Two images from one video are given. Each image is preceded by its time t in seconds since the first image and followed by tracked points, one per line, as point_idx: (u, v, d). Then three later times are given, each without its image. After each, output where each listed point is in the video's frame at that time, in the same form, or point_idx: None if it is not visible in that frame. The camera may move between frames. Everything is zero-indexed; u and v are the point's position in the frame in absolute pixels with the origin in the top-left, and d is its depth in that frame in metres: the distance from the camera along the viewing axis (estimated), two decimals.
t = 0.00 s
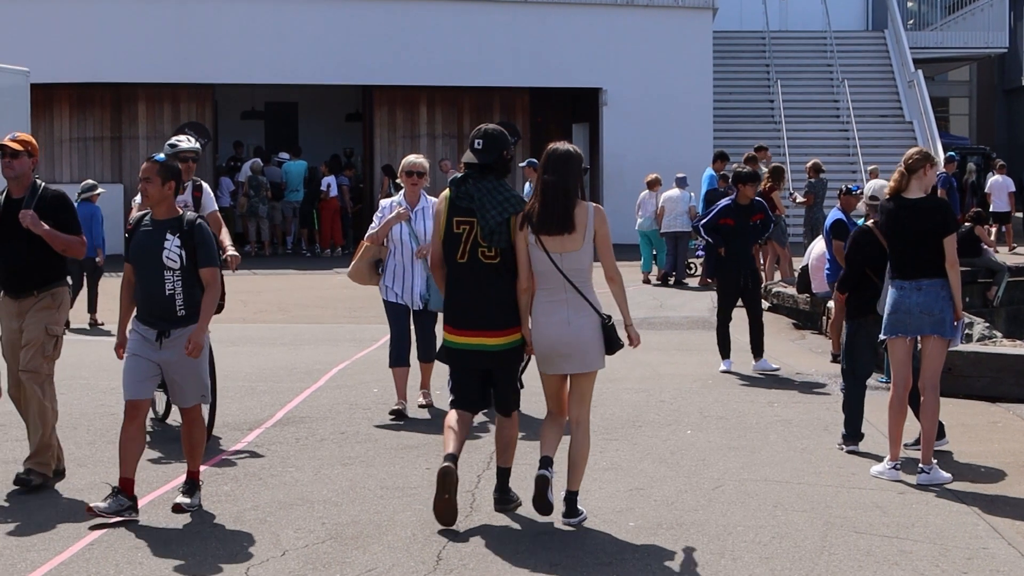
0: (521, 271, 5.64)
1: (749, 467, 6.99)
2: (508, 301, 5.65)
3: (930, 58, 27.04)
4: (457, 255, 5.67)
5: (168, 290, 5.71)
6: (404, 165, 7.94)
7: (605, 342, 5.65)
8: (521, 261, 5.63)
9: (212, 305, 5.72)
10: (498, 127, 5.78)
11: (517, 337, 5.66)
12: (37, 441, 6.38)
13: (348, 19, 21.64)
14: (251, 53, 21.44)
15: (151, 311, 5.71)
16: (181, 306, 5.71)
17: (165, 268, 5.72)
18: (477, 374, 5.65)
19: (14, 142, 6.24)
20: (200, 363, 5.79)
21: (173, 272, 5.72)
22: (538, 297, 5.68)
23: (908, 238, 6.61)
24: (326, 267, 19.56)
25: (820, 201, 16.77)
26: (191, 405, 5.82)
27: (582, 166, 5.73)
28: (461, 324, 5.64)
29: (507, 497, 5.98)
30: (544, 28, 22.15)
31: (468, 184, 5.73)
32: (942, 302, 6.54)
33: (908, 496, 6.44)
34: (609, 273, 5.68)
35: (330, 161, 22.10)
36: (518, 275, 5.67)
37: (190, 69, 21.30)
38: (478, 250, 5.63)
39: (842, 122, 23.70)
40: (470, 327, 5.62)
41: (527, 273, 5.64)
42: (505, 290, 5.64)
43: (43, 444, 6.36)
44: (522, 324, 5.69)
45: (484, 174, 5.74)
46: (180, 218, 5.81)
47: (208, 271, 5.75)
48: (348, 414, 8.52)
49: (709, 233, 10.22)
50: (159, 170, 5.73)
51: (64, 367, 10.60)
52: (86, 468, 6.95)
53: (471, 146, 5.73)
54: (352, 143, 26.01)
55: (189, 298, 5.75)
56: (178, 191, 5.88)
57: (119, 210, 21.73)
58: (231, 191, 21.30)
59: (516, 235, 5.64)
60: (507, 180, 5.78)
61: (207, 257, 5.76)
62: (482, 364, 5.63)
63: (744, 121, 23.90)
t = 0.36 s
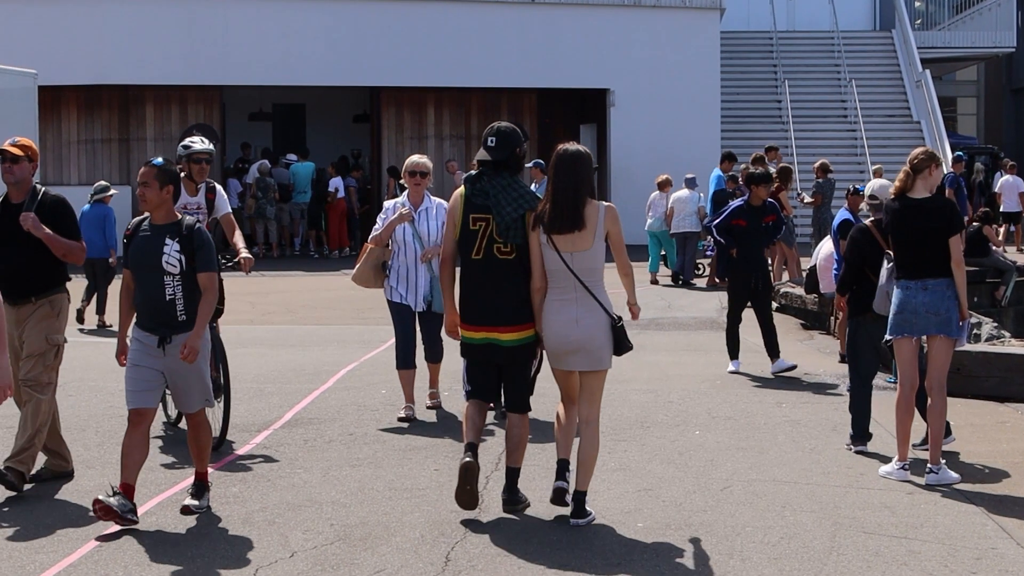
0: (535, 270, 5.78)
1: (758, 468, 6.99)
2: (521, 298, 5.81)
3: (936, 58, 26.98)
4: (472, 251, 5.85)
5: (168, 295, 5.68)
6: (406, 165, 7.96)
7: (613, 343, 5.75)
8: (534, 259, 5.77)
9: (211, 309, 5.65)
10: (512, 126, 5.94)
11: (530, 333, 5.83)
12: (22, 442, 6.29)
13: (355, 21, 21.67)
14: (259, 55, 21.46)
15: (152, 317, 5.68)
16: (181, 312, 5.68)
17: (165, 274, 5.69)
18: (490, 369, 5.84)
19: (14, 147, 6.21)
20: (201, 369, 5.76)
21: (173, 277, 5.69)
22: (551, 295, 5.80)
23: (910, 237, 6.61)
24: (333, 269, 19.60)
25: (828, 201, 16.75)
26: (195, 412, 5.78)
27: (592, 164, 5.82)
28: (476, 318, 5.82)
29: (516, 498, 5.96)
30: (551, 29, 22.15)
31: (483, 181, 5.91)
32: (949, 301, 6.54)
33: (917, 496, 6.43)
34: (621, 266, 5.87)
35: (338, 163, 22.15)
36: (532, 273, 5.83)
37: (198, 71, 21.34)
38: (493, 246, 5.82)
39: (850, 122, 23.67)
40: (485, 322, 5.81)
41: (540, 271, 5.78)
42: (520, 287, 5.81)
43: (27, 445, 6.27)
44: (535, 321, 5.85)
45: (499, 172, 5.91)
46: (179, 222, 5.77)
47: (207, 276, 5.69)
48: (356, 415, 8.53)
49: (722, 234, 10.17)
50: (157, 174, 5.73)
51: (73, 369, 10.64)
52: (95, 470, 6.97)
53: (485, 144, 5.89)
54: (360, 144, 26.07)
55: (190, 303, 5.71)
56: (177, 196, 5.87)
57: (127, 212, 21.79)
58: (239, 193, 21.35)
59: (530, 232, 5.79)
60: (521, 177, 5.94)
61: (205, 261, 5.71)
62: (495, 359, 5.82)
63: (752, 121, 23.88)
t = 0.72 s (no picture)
0: (545, 271, 5.86)
1: (764, 468, 6.98)
2: (531, 297, 5.93)
3: (942, 58, 26.93)
4: (484, 249, 6.01)
5: (164, 299, 5.68)
6: (410, 166, 7.96)
7: (621, 346, 5.79)
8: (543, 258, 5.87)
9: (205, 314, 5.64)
10: (523, 126, 6.09)
11: (541, 331, 5.95)
12: (11, 444, 6.21)
13: (360, 22, 21.68)
14: (263, 57, 21.47)
15: (147, 322, 5.66)
16: (177, 317, 5.67)
17: (161, 279, 5.69)
18: (498, 361, 6.03)
19: (12, 152, 6.22)
20: (199, 374, 5.76)
21: (168, 282, 5.69)
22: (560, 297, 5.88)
23: (911, 238, 6.61)
24: (338, 271, 19.61)
25: (834, 202, 16.72)
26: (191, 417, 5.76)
27: (601, 166, 5.89)
28: (487, 315, 5.97)
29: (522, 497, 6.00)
30: (556, 31, 22.15)
31: (494, 180, 6.07)
32: (952, 302, 6.54)
33: (924, 496, 6.43)
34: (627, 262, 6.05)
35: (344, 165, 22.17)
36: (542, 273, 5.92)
37: (203, 73, 21.35)
38: (505, 244, 5.96)
39: (856, 122, 23.63)
40: (496, 319, 5.95)
41: (550, 273, 5.87)
42: (530, 286, 5.94)
43: (14, 447, 6.18)
44: (544, 319, 5.96)
45: (509, 170, 6.07)
46: (174, 227, 5.76)
47: (203, 280, 5.69)
48: (362, 417, 8.54)
49: (732, 236, 10.11)
50: (149, 177, 5.70)
51: (79, 371, 10.65)
52: (101, 472, 6.98)
53: (495, 143, 6.05)
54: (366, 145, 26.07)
55: (186, 308, 5.71)
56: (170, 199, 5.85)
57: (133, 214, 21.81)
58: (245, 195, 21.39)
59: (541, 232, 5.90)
60: (532, 176, 6.10)
61: (201, 265, 5.71)
62: (504, 354, 5.96)
63: (758, 122, 23.85)
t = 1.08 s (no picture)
0: (554, 274, 5.90)
1: (769, 470, 6.98)
2: (539, 299, 5.98)
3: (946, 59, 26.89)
4: (494, 251, 6.05)
5: (158, 302, 5.65)
6: (412, 168, 7.97)
7: (628, 350, 5.82)
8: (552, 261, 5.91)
9: (200, 316, 5.64)
10: (531, 130, 6.15)
11: (547, 333, 5.99)
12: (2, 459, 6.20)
13: (364, 24, 21.69)
14: (267, 59, 21.48)
15: (142, 324, 5.65)
16: (171, 320, 5.65)
17: (154, 280, 5.66)
18: (504, 361, 6.08)
19: (9, 156, 6.22)
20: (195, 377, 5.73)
21: (162, 283, 5.66)
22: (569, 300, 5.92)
23: (914, 239, 6.61)
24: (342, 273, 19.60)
25: (839, 203, 16.71)
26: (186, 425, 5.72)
27: (609, 171, 5.94)
28: (496, 316, 6.02)
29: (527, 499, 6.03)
30: (560, 32, 22.15)
31: (504, 183, 6.11)
32: (954, 303, 6.52)
33: (930, 498, 6.42)
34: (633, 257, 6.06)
35: (348, 167, 22.18)
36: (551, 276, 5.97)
37: (207, 75, 21.37)
38: (515, 246, 6.01)
39: (860, 124, 23.62)
40: (506, 320, 5.99)
41: (559, 276, 5.91)
42: (539, 289, 5.98)
43: (7, 462, 6.17)
44: (552, 322, 6.01)
45: (519, 174, 6.12)
46: (168, 227, 5.73)
47: (197, 283, 5.68)
48: (367, 419, 8.54)
49: (743, 236, 10.09)
50: (142, 178, 5.66)
51: (84, 373, 10.66)
52: (106, 474, 6.99)
53: (504, 147, 6.10)
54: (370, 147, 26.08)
55: (180, 310, 5.69)
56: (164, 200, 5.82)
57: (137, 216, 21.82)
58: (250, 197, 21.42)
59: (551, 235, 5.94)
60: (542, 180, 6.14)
61: (196, 267, 5.69)
62: (512, 355, 6.01)
63: (762, 124, 23.84)
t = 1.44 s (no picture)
0: (558, 276, 5.91)
1: (771, 471, 6.97)
2: (543, 301, 5.99)
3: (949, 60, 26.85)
4: (500, 253, 6.06)
5: (155, 302, 5.63)
6: (413, 170, 7.95)
7: (631, 352, 5.83)
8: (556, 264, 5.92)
9: (198, 319, 5.66)
10: (534, 133, 6.16)
11: (551, 335, 6.00)
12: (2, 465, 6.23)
13: (366, 25, 21.69)
14: (269, 60, 21.47)
15: (139, 325, 5.61)
16: (169, 321, 5.62)
17: (152, 280, 5.64)
18: (508, 365, 6.08)
19: (8, 157, 6.20)
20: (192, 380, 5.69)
21: (160, 283, 5.64)
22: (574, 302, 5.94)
23: (915, 240, 6.60)
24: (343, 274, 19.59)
25: (841, 205, 16.70)
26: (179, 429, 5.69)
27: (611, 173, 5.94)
28: (500, 319, 6.03)
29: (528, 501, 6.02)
30: (562, 33, 22.15)
31: (509, 187, 6.12)
32: (954, 304, 6.53)
33: (932, 499, 6.41)
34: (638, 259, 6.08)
35: (350, 169, 22.19)
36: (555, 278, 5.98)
37: (208, 76, 21.35)
38: (520, 249, 6.01)
39: (862, 125, 23.59)
40: (511, 323, 6.00)
41: (563, 278, 5.93)
42: (544, 290, 5.99)
43: (7, 467, 6.19)
44: (556, 324, 6.02)
45: (523, 177, 6.13)
46: (166, 227, 5.73)
47: (197, 283, 5.68)
48: (369, 420, 8.54)
49: (749, 237, 10.06)
50: (138, 178, 5.65)
51: (87, 374, 10.68)
52: (109, 476, 6.99)
53: (507, 151, 6.11)
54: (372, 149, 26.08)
55: (178, 311, 5.67)
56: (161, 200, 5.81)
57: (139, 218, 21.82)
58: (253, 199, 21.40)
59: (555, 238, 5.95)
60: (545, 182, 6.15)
61: (195, 267, 5.68)
62: (516, 358, 6.02)
63: (764, 124, 23.84)
